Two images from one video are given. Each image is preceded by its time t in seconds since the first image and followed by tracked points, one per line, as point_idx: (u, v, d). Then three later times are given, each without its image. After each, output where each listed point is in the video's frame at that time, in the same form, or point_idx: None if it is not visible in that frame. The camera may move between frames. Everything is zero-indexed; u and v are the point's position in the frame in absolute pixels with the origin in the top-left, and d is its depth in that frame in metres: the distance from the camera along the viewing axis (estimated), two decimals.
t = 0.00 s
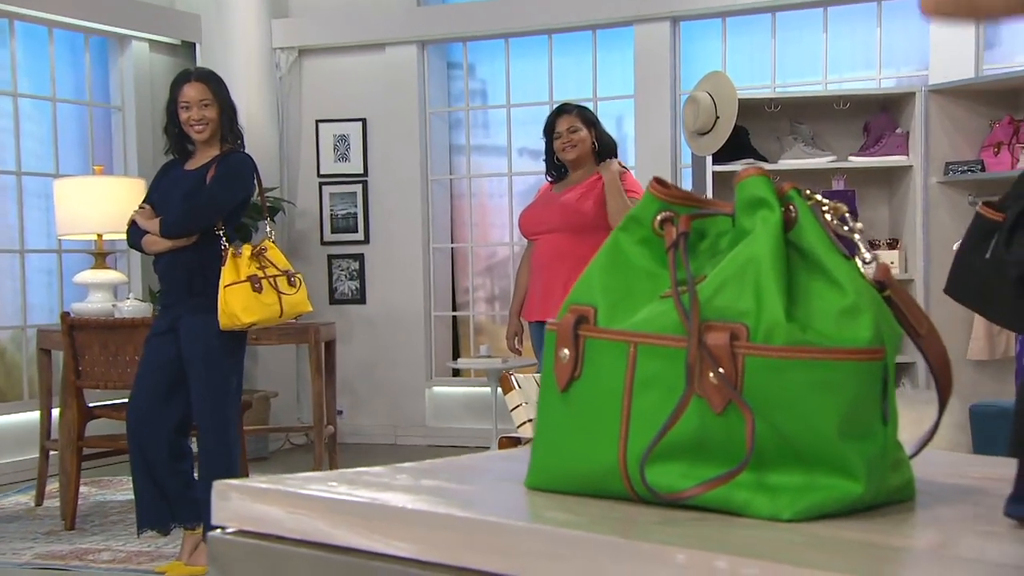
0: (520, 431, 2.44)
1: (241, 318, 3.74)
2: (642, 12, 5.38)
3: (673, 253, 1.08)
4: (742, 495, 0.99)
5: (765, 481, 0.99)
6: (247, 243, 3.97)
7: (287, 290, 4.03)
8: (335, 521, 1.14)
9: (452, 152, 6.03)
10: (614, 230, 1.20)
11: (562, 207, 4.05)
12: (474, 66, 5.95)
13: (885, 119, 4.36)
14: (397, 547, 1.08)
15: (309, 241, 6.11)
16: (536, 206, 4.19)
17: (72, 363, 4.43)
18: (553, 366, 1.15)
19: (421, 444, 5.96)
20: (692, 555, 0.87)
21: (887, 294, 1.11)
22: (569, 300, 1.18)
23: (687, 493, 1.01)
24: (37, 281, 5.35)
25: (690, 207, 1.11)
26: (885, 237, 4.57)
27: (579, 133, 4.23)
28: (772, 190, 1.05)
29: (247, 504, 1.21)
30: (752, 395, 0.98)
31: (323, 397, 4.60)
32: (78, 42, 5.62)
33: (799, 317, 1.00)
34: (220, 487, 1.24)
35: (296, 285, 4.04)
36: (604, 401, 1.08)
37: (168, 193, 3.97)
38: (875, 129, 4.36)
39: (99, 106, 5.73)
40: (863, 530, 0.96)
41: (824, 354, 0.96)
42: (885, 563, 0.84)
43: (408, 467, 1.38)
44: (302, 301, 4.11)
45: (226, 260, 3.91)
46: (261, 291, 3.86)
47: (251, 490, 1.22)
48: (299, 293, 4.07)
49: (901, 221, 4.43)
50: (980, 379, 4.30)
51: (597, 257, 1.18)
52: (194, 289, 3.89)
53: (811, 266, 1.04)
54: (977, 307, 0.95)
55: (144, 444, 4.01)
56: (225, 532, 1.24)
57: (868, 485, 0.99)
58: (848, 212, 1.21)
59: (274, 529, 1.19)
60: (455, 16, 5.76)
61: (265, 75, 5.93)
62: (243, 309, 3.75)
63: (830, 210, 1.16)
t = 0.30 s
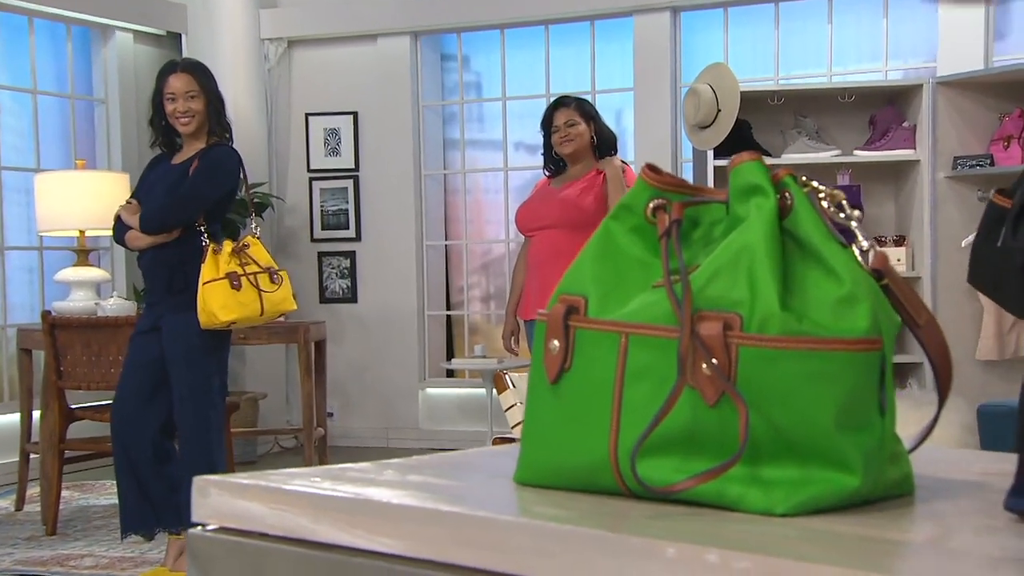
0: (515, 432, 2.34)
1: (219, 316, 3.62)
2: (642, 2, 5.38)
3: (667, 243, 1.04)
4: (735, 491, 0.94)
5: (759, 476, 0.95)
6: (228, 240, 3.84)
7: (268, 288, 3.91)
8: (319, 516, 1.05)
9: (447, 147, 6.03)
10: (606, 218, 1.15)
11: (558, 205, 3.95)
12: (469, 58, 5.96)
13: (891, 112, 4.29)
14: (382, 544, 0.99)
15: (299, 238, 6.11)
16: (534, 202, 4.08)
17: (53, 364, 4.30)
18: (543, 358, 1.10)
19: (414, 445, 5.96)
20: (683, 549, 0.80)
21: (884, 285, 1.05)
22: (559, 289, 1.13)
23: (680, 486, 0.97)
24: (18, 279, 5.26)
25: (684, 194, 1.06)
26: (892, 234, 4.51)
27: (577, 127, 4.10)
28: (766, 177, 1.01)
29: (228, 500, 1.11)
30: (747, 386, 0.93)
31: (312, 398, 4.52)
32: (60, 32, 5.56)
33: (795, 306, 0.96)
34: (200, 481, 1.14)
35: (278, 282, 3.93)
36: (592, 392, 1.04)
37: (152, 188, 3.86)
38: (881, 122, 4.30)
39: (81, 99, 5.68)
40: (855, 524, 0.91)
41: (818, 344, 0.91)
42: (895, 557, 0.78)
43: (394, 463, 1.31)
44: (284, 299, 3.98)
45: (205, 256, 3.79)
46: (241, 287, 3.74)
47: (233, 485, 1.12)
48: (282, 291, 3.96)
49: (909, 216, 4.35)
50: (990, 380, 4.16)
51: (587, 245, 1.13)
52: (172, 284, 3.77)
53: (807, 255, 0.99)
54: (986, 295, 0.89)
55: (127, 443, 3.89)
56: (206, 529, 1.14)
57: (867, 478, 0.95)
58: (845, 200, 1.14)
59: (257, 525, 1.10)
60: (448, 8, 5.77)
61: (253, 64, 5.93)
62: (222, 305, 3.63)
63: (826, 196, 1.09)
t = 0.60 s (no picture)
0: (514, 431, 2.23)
1: (201, 313, 3.49)
2: None
3: (667, 228, 1.01)
4: (738, 483, 0.93)
5: (763, 467, 0.93)
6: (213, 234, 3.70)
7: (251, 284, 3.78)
8: (307, 512, 1.02)
9: (443, 140, 5.99)
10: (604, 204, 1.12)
11: (561, 199, 3.82)
12: (466, 48, 5.90)
13: (902, 104, 4.16)
14: (372, 537, 0.97)
15: (291, 235, 6.04)
16: (535, 194, 3.94)
17: (35, 364, 4.15)
18: (541, 346, 1.07)
19: (408, 448, 5.88)
20: (685, 541, 0.78)
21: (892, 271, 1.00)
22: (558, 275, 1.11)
23: (681, 478, 0.94)
24: None
25: (686, 177, 1.04)
26: (904, 230, 4.40)
27: (578, 120, 3.97)
28: (771, 160, 0.98)
29: (215, 496, 1.08)
30: (751, 375, 0.91)
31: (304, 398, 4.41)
32: (42, 21, 5.48)
33: (801, 294, 0.93)
34: (187, 476, 1.11)
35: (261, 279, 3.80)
36: (591, 381, 1.02)
37: (137, 183, 3.72)
38: (892, 114, 4.17)
39: (65, 90, 5.60)
40: (864, 517, 0.88)
41: (824, 331, 0.89)
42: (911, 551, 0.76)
43: (389, 456, 1.25)
44: (270, 297, 3.86)
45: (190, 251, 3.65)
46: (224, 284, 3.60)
47: (219, 480, 1.09)
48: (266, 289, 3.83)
49: (919, 212, 4.26)
50: (1004, 380, 4.06)
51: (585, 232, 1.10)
52: (158, 281, 3.62)
53: (812, 241, 0.96)
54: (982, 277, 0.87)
55: (112, 444, 3.74)
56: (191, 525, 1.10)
57: (873, 472, 0.92)
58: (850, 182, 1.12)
59: (244, 520, 1.07)
60: None
61: (243, 55, 5.87)
62: (205, 303, 3.50)
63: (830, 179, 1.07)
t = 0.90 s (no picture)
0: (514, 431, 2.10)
1: (192, 312, 3.37)
2: None
3: (673, 214, 0.90)
4: (746, 476, 0.82)
5: (771, 460, 0.83)
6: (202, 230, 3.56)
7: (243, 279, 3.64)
8: (303, 506, 0.90)
9: (439, 134, 5.91)
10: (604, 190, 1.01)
11: (562, 191, 3.69)
12: (463, 39, 5.84)
13: (912, 96, 4.06)
14: (369, 532, 0.86)
15: (281, 231, 5.94)
16: (533, 188, 3.82)
17: (18, 364, 4.03)
18: (540, 335, 0.96)
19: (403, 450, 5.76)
20: (690, 533, 0.69)
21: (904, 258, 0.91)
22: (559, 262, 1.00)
23: (685, 471, 0.85)
24: None
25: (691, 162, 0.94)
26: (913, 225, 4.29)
27: (579, 113, 3.86)
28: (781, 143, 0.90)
29: (205, 490, 0.96)
30: (758, 365, 0.82)
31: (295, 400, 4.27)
32: (25, 11, 5.40)
33: (810, 280, 0.85)
34: (176, 470, 0.98)
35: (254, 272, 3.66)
36: (595, 373, 0.91)
37: (123, 176, 3.59)
38: (902, 106, 4.06)
39: (49, 81, 5.51)
40: (877, 510, 0.79)
41: (835, 319, 0.81)
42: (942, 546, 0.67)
43: (382, 453, 1.16)
44: (263, 292, 3.71)
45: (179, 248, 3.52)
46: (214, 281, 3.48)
47: (209, 473, 0.97)
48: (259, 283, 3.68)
49: (928, 207, 4.16)
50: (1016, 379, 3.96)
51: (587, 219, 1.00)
52: (146, 281, 3.48)
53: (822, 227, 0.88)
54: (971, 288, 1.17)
55: (95, 444, 3.58)
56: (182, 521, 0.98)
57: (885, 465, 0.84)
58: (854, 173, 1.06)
59: (236, 516, 0.95)
60: None
61: (231, 46, 5.79)
62: (195, 301, 3.38)
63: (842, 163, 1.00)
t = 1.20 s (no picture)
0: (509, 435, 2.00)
1: (183, 309, 3.23)
2: None
3: (680, 202, 0.83)
4: (756, 471, 0.75)
5: (781, 456, 0.76)
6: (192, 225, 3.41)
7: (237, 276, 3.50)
8: (298, 505, 0.79)
9: (432, 127, 5.81)
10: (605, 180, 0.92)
11: (554, 186, 3.57)
12: (457, 30, 5.74)
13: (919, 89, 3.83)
14: (366, 532, 0.75)
15: (269, 228, 5.82)
16: (530, 183, 3.67)
17: None
18: (543, 329, 0.87)
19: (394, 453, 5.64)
20: (700, 529, 0.62)
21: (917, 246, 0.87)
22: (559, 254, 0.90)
23: (693, 466, 0.77)
24: None
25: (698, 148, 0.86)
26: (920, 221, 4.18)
27: (575, 105, 3.73)
28: (792, 129, 0.81)
29: (194, 488, 0.84)
30: (768, 359, 0.76)
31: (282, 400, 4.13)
32: None
33: (822, 271, 0.77)
34: (164, 466, 0.86)
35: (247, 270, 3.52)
36: (599, 366, 0.83)
37: (105, 172, 3.45)
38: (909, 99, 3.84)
39: (28, 72, 5.40)
40: (901, 510, 0.72)
41: (853, 309, 0.74)
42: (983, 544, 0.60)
43: (376, 449, 1.10)
44: (257, 291, 3.57)
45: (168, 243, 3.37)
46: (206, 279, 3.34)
47: (200, 470, 0.84)
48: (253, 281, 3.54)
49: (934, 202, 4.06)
50: None
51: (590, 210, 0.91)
52: (131, 278, 3.32)
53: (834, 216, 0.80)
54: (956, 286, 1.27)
55: (76, 443, 3.37)
56: (171, 521, 0.86)
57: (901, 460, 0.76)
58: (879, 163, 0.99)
59: (227, 515, 0.83)
60: None
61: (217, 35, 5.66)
62: (186, 300, 3.24)
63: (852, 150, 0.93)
